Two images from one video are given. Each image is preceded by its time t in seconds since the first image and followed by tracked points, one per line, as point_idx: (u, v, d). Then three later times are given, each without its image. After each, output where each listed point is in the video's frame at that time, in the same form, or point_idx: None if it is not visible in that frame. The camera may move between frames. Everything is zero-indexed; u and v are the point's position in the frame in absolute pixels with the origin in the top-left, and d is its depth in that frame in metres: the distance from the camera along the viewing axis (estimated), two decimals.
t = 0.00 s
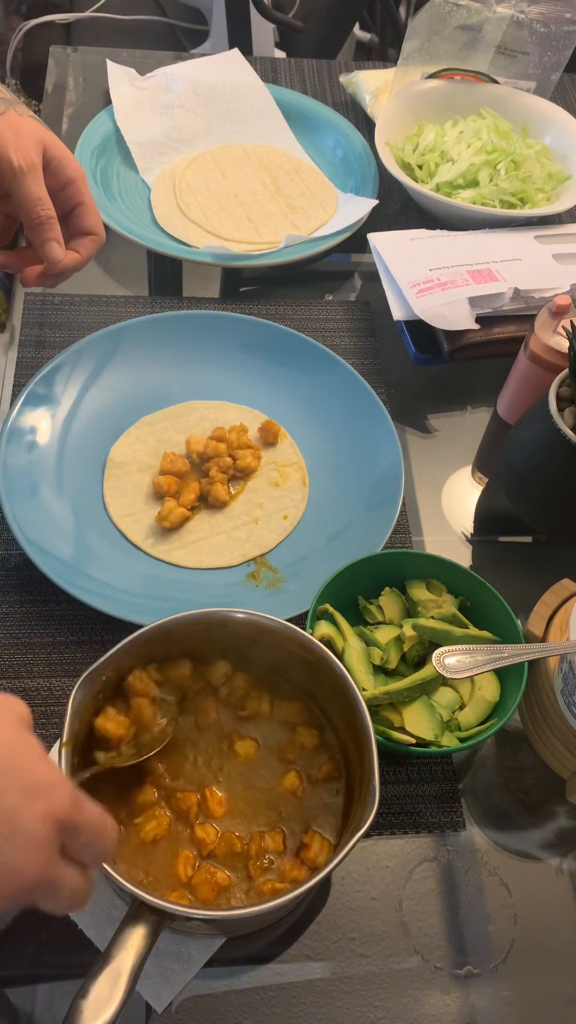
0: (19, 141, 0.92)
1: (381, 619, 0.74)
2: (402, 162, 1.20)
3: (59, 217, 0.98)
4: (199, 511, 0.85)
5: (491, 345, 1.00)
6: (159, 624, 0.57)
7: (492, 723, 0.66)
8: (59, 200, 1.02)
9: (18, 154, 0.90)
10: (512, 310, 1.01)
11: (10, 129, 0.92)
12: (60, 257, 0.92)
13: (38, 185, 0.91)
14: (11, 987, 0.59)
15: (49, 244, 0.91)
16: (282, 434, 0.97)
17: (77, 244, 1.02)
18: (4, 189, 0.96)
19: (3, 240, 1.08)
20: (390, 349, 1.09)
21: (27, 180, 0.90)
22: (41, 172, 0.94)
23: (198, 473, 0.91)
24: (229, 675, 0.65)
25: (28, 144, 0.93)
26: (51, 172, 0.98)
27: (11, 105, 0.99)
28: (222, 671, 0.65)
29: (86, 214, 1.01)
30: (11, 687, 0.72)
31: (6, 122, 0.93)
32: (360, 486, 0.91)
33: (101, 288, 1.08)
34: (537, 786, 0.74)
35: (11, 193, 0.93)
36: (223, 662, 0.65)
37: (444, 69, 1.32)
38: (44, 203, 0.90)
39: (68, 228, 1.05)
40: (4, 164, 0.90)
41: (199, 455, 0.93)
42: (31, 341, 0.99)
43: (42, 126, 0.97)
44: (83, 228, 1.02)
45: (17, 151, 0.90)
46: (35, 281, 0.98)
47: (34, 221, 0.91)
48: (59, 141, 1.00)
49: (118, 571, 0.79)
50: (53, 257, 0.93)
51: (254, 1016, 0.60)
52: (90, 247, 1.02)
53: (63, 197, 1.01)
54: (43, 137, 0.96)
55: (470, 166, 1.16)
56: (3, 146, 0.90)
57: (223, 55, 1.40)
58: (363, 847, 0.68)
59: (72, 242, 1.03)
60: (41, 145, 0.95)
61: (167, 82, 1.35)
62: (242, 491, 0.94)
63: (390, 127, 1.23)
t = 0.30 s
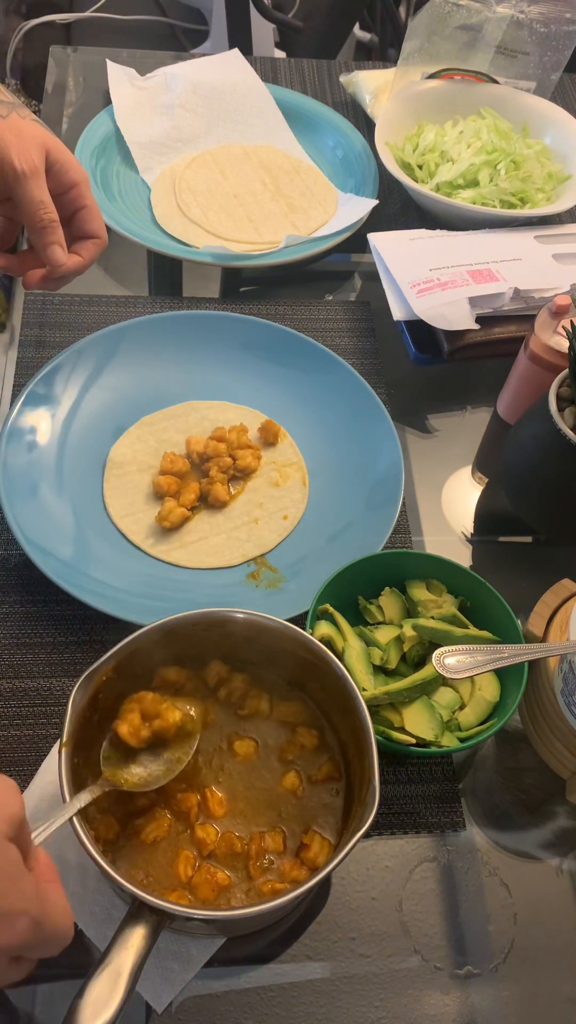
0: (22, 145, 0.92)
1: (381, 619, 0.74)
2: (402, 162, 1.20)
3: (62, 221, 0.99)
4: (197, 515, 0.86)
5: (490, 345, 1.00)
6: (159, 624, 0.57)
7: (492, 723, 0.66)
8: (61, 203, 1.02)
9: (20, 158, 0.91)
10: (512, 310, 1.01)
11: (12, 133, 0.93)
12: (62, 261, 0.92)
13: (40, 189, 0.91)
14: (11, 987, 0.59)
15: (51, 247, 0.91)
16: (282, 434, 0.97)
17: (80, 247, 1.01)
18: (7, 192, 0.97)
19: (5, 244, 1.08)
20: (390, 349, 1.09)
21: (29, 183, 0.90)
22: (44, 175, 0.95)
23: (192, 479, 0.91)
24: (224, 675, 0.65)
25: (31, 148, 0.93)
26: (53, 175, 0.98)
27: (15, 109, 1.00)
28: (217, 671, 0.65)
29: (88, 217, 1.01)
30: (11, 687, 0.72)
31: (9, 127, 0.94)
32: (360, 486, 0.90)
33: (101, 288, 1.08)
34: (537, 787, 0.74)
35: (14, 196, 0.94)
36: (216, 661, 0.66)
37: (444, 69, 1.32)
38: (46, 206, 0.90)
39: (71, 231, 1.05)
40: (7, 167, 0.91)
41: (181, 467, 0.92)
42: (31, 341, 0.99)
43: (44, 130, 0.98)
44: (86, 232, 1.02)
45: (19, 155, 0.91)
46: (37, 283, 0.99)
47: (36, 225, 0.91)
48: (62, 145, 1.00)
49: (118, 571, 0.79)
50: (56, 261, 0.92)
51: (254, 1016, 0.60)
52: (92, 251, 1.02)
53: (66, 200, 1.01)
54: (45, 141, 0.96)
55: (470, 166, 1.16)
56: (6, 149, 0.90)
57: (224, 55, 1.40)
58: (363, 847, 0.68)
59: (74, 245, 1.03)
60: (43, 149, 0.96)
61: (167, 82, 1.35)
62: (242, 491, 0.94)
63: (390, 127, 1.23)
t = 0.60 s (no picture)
0: (22, 145, 0.93)
1: (381, 619, 0.74)
2: (402, 162, 1.20)
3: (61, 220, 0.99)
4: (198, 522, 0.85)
5: (490, 345, 1.00)
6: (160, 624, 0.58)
7: (492, 723, 0.66)
8: (60, 203, 1.02)
9: (20, 158, 0.91)
10: (512, 310, 1.01)
11: (12, 134, 0.93)
12: (61, 261, 0.92)
13: (40, 188, 0.91)
14: (11, 987, 0.59)
15: (50, 247, 0.91)
16: (282, 434, 0.97)
17: (78, 247, 1.01)
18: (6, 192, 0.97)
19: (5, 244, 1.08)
20: (390, 349, 1.09)
21: (28, 182, 0.91)
22: (44, 176, 0.95)
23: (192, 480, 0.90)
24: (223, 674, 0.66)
25: (31, 148, 0.94)
26: (53, 176, 0.99)
27: (15, 109, 1.01)
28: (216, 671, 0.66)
29: (87, 217, 1.01)
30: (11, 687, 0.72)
31: (9, 127, 0.95)
32: (360, 486, 0.90)
33: (101, 288, 1.08)
34: (537, 786, 0.74)
35: (13, 197, 0.94)
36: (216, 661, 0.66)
37: (444, 69, 1.32)
38: (45, 205, 0.90)
39: (70, 231, 1.05)
40: (7, 167, 0.91)
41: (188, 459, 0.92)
42: (31, 341, 0.99)
43: (44, 131, 0.99)
44: (85, 231, 1.02)
45: (19, 155, 0.92)
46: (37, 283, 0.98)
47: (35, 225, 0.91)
48: (62, 146, 1.01)
49: (119, 571, 0.79)
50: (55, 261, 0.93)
51: (254, 1016, 0.60)
52: (91, 250, 1.01)
53: (65, 200, 1.01)
54: (45, 142, 0.97)
55: (470, 166, 1.16)
56: (6, 149, 0.91)
57: (224, 55, 1.40)
58: (363, 847, 0.68)
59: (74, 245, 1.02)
60: (43, 149, 0.96)
61: (167, 82, 1.35)
62: (242, 491, 0.94)
63: (390, 127, 1.23)
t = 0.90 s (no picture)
0: (21, 132, 0.92)
1: (381, 619, 0.74)
2: (402, 162, 1.20)
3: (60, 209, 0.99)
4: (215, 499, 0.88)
5: (490, 345, 1.00)
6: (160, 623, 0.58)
7: (492, 723, 0.66)
8: (59, 192, 1.02)
9: (19, 146, 0.91)
10: (512, 310, 1.01)
11: (11, 121, 0.92)
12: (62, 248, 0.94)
13: (39, 177, 0.92)
14: (11, 987, 0.59)
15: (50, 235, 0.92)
16: (282, 434, 0.98)
17: (78, 235, 1.02)
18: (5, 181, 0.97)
19: (4, 233, 1.07)
20: (390, 349, 1.09)
21: (27, 171, 0.91)
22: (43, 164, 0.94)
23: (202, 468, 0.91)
24: (223, 674, 0.66)
25: (30, 135, 0.93)
26: (52, 166, 0.98)
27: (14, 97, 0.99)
28: (216, 670, 0.66)
29: (86, 206, 1.01)
30: (11, 687, 0.72)
31: (7, 113, 0.93)
32: (360, 486, 0.91)
33: (101, 288, 1.08)
34: (537, 787, 0.74)
35: (13, 185, 0.94)
36: (216, 661, 0.66)
37: (444, 69, 1.32)
38: (45, 195, 0.91)
39: (69, 220, 1.05)
40: (6, 155, 0.91)
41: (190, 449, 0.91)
42: (31, 342, 0.99)
43: (42, 117, 0.97)
44: (84, 220, 1.02)
45: (18, 142, 0.91)
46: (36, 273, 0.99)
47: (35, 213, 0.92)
48: (60, 134, 1.00)
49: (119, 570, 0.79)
50: (55, 249, 0.94)
51: (254, 1016, 0.60)
52: (90, 238, 1.02)
53: (64, 190, 1.01)
54: (44, 129, 0.96)
55: (470, 166, 1.16)
56: (5, 137, 0.90)
57: (224, 55, 1.40)
58: (363, 847, 0.68)
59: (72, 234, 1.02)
60: (42, 137, 0.95)
61: (166, 82, 1.35)
62: (243, 490, 0.94)
63: (390, 127, 1.23)
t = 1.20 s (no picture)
0: (16, 115, 0.91)
1: (381, 619, 0.74)
2: (402, 162, 1.20)
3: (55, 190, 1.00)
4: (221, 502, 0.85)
5: (490, 345, 1.00)
6: (160, 623, 0.57)
7: (492, 722, 0.66)
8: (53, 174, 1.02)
9: (15, 128, 0.90)
10: (512, 309, 1.01)
11: (5, 103, 0.92)
12: (59, 228, 0.95)
13: (35, 158, 0.91)
14: (11, 987, 0.59)
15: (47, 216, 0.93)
16: (282, 434, 0.98)
17: (72, 217, 1.02)
18: None
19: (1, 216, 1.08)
20: (390, 349, 1.09)
21: (24, 152, 0.90)
22: (38, 146, 0.94)
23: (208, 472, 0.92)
24: (223, 674, 0.66)
25: (25, 118, 0.93)
26: (46, 147, 0.98)
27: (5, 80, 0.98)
28: (215, 671, 0.66)
29: (80, 187, 1.02)
30: (11, 687, 0.72)
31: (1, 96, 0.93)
32: (360, 485, 0.91)
33: (101, 287, 1.08)
34: (537, 787, 0.74)
35: (8, 167, 0.93)
36: (216, 661, 0.66)
37: (444, 69, 1.32)
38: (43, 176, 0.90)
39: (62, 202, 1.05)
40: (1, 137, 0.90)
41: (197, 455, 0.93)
42: (31, 341, 0.99)
43: (35, 101, 0.97)
44: (78, 201, 1.02)
45: (13, 125, 0.90)
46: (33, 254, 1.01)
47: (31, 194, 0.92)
48: (52, 117, 1.00)
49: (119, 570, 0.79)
50: (52, 228, 0.95)
51: (254, 1016, 0.60)
52: (85, 219, 1.03)
53: (57, 171, 1.01)
54: (38, 112, 0.95)
55: (470, 166, 1.16)
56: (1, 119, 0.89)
57: (224, 55, 1.40)
58: (363, 847, 0.68)
59: (66, 215, 1.03)
60: (36, 120, 0.95)
61: (167, 82, 1.35)
62: (243, 491, 0.94)
63: (390, 127, 1.23)
